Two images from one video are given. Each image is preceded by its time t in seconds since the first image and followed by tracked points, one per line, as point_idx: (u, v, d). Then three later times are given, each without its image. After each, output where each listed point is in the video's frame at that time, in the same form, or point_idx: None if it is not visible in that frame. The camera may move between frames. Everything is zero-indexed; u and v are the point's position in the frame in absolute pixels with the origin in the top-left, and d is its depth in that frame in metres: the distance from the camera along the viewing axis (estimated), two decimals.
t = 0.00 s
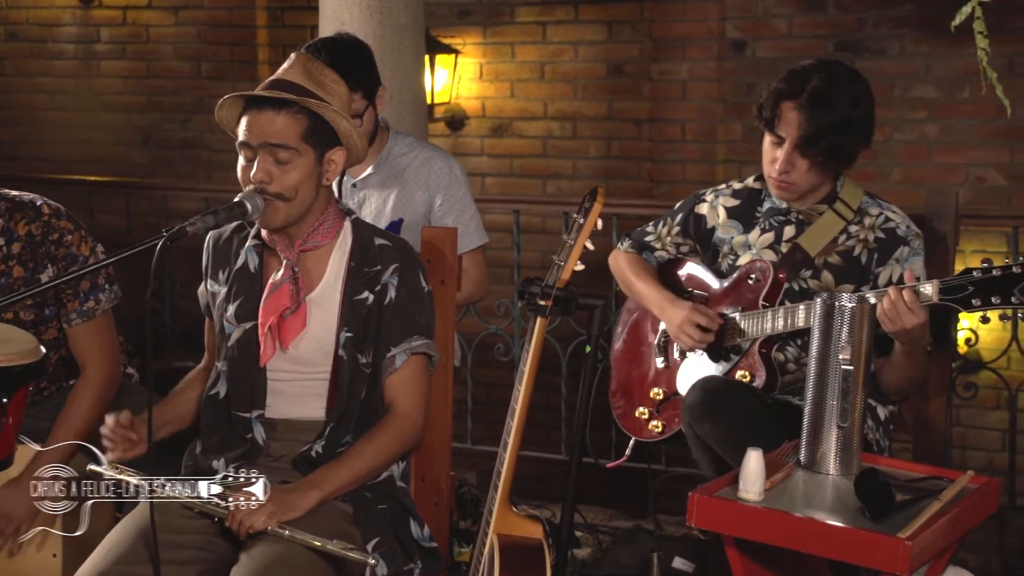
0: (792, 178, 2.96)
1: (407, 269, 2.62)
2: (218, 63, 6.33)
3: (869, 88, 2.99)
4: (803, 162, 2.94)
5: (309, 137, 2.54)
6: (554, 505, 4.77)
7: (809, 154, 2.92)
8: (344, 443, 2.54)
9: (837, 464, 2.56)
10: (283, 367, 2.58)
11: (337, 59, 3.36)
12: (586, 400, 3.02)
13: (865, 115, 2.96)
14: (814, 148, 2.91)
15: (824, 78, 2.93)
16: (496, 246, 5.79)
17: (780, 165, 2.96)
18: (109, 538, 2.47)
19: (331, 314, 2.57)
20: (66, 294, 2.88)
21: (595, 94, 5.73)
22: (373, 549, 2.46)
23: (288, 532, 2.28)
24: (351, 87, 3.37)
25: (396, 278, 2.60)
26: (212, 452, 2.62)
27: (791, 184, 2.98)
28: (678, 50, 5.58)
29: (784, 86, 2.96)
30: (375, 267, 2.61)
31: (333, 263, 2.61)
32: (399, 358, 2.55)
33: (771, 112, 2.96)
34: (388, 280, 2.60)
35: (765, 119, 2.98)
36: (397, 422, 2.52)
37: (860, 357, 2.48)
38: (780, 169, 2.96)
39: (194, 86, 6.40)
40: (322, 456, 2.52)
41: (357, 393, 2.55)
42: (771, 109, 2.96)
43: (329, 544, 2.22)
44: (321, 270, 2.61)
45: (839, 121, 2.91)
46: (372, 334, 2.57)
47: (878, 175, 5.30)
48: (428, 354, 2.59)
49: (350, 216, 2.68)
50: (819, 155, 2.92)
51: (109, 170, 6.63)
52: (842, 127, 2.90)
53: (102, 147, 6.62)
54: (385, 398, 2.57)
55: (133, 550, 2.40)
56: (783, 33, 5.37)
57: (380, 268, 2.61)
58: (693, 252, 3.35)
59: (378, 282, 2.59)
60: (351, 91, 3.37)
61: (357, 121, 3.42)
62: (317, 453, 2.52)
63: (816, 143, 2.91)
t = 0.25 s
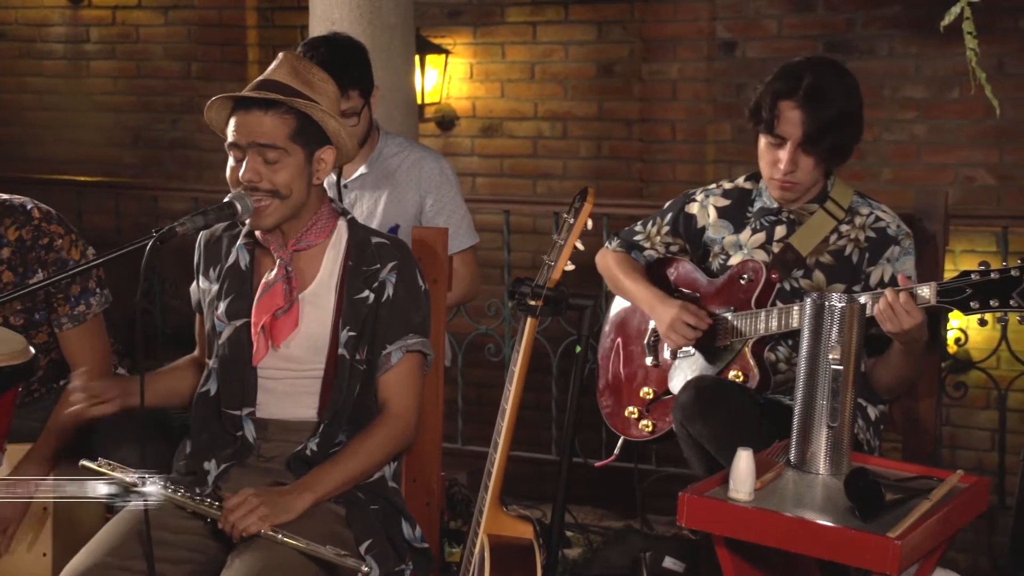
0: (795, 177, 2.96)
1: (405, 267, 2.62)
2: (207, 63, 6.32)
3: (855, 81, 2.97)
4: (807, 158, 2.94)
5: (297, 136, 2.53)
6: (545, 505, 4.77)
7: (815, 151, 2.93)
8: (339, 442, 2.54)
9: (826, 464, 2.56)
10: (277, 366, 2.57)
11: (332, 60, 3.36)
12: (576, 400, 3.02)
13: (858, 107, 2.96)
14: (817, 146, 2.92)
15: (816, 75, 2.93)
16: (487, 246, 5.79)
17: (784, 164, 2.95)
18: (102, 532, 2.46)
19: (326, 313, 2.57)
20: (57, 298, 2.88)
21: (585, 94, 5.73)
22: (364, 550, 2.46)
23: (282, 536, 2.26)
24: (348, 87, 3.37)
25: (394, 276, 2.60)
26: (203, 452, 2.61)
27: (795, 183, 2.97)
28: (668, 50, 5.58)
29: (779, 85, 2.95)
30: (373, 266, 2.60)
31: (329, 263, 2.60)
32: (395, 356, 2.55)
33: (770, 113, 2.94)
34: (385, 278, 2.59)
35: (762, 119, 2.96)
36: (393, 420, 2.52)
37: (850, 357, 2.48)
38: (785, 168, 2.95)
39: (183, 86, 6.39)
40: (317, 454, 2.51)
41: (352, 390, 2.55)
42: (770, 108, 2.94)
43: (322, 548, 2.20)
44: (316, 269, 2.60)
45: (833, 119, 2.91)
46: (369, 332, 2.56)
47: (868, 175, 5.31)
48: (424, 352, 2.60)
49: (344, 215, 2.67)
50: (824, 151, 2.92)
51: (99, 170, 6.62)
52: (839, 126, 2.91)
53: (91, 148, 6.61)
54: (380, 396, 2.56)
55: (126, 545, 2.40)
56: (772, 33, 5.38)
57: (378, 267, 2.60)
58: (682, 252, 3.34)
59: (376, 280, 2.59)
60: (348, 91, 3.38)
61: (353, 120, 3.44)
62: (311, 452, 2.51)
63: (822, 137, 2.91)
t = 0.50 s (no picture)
0: (791, 179, 2.96)
1: (398, 272, 2.61)
2: (201, 63, 6.32)
3: (846, 81, 2.98)
4: (802, 160, 2.94)
5: (290, 138, 2.53)
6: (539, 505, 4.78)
7: (809, 153, 2.93)
8: (330, 446, 2.53)
9: (820, 463, 2.56)
10: (268, 369, 2.57)
11: (338, 63, 3.36)
12: (569, 401, 3.02)
13: (849, 107, 2.96)
14: (811, 148, 2.92)
15: (807, 76, 2.94)
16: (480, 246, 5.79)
17: (780, 167, 2.95)
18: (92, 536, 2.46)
19: (318, 317, 2.57)
20: (49, 293, 2.87)
21: (578, 94, 5.73)
22: (356, 550, 2.45)
23: (270, 537, 2.28)
24: (356, 88, 3.39)
25: (386, 281, 2.59)
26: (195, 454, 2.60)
27: (791, 184, 2.97)
28: (661, 51, 5.58)
29: (771, 91, 2.95)
30: (366, 271, 2.59)
31: (321, 266, 2.60)
32: (387, 361, 2.55)
33: (763, 117, 2.93)
34: (377, 284, 2.58)
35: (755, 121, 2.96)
36: (384, 426, 2.51)
37: (843, 357, 2.48)
38: (780, 171, 2.95)
39: (177, 86, 6.39)
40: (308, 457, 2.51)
41: (343, 395, 2.54)
42: (763, 111, 2.94)
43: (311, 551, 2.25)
44: (308, 273, 2.60)
45: (826, 120, 2.91)
46: (361, 337, 2.56)
47: (861, 175, 5.31)
48: (416, 357, 2.59)
49: (337, 219, 2.67)
50: (819, 151, 2.92)
51: (92, 171, 6.61)
52: (832, 127, 2.92)
53: (84, 148, 6.60)
54: (371, 402, 2.56)
55: (116, 550, 2.39)
56: (766, 33, 5.38)
57: (371, 272, 2.59)
58: (678, 253, 3.35)
59: (368, 285, 2.58)
60: (356, 93, 3.40)
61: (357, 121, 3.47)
62: (302, 455, 2.51)
63: (816, 138, 2.91)
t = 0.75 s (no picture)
0: (782, 179, 2.97)
1: (391, 268, 2.62)
2: (194, 63, 6.31)
3: (839, 84, 2.98)
4: (791, 159, 2.95)
5: (283, 133, 2.53)
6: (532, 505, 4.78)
7: (799, 152, 2.93)
8: (322, 443, 2.54)
9: (813, 463, 2.56)
10: (260, 365, 2.56)
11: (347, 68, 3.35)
12: (563, 402, 3.02)
13: (841, 108, 2.97)
14: (801, 148, 2.92)
15: (799, 75, 2.94)
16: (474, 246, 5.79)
17: (770, 167, 2.96)
18: (87, 537, 2.43)
19: (311, 313, 2.57)
20: (42, 298, 2.85)
21: (572, 94, 5.73)
22: (348, 549, 2.45)
23: (263, 534, 2.26)
24: (364, 93, 3.39)
25: (380, 277, 2.60)
26: (186, 453, 2.59)
27: (781, 185, 2.98)
28: (655, 51, 5.59)
29: (763, 90, 2.95)
30: (359, 266, 2.60)
31: (315, 262, 2.60)
32: (379, 357, 2.55)
33: (753, 117, 2.94)
34: (371, 279, 2.59)
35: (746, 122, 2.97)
36: (376, 423, 2.51)
37: (836, 357, 2.48)
38: (770, 171, 2.96)
39: (170, 86, 6.38)
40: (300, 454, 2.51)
41: (335, 391, 2.54)
42: (753, 112, 2.94)
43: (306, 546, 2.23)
44: (301, 270, 2.60)
45: (818, 119, 2.91)
46: (354, 332, 2.56)
47: (855, 175, 5.32)
48: (409, 353, 2.59)
49: (332, 215, 2.67)
50: (809, 151, 2.92)
51: (85, 171, 6.60)
52: (824, 127, 2.92)
53: (77, 148, 6.59)
54: (364, 399, 2.56)
55: (111, 553, 2.37)
56: (759, 33, 5.38)
57: (364, 267, 2.60)
58: (671, 253, 3.34)
59: (361, 281, 2.59)
60: (364, 97, 3.40)
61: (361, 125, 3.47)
62: (293, 452, 2.52)
63: (806, 139, 2.91)
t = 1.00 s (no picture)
0: (770, 178, 2.97)
1: (381, 270, 2.62)
2: (182, 63, 6.30)
3: (823, 82, 2.99)
4: (779, 158, 2.96)
5: (273, 134, 2.53)
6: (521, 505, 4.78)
7: (786, 151, 2.94)
8: (311, 446, 2.53)
9: (801, 463, 2.57)
10: (249, 367, 2.56)
11: (334, 71, 3.34)
12: (551, 402, 3.02)
13: (826, 108, 2.97)
14: (788, 147, 2.93)
15: (785, 74, 2.95)
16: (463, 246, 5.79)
17: (758, 167, 2.96)
18: (73, 537, 2.44)
19: (300, 315, 2.56)
20: (30, 297, 2.84)
21: (561, 95, 5.73)
22: (337, 549, 2.45)
23: (250, 535, 2.26)
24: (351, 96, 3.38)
25: (370, 278, 2.59)
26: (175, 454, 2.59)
27: (770, 185, 2.98)
28: (643, 51, 5.59)
29: (749, 90, 2.96)
30: (349, 268, 2.59)
31: (305, 265, 2.59)
32: (368, 359, 2.55)
33: (740, 117, 2.95)
34: (360, 281, 2.59)
35: (732, 123, 2.97)
36: (363, 424, 2.52)
37: (824, 356, 2.49)
38: (758, 171, 2.96)
39: (158, 86, 6.37)
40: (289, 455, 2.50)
41: (325, 393, 2.53)
42: (739, 112, 2.95)
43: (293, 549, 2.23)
44: (291, 273, 2.59)
45: (804, 119, 2.92)
46: (343, 334, 2.55)
47: (843, 175, 5.33)
48: (397, 355, 2.59)
49: (321, 217, 2.67)
50: (796, 150, 2.94)
51: (73, 171, 6.60)
52: (811, 127, 2.93)
53: (65, 147, 6.58)
54: (351, 401, 2.56)
55: (94, 555, 2.37)
56: (747, 33, 5.39)
57: (354, 269, 2.59)
58: (659, 253, 3.34)
59: (351, 282, 2.58)
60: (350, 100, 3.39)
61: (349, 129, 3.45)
62: (283, 454, 2.51)
63: (792, 138, 2.92)
